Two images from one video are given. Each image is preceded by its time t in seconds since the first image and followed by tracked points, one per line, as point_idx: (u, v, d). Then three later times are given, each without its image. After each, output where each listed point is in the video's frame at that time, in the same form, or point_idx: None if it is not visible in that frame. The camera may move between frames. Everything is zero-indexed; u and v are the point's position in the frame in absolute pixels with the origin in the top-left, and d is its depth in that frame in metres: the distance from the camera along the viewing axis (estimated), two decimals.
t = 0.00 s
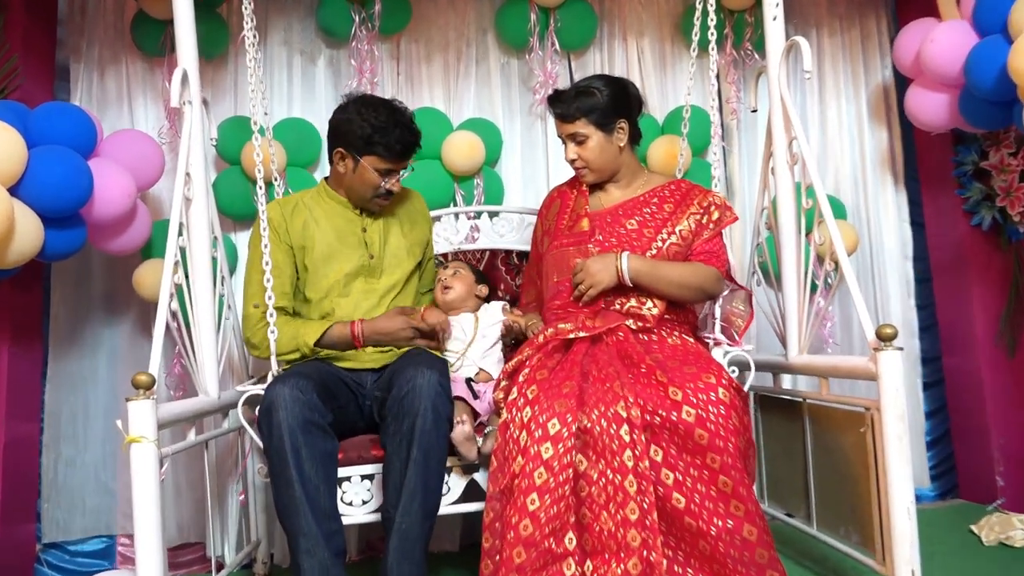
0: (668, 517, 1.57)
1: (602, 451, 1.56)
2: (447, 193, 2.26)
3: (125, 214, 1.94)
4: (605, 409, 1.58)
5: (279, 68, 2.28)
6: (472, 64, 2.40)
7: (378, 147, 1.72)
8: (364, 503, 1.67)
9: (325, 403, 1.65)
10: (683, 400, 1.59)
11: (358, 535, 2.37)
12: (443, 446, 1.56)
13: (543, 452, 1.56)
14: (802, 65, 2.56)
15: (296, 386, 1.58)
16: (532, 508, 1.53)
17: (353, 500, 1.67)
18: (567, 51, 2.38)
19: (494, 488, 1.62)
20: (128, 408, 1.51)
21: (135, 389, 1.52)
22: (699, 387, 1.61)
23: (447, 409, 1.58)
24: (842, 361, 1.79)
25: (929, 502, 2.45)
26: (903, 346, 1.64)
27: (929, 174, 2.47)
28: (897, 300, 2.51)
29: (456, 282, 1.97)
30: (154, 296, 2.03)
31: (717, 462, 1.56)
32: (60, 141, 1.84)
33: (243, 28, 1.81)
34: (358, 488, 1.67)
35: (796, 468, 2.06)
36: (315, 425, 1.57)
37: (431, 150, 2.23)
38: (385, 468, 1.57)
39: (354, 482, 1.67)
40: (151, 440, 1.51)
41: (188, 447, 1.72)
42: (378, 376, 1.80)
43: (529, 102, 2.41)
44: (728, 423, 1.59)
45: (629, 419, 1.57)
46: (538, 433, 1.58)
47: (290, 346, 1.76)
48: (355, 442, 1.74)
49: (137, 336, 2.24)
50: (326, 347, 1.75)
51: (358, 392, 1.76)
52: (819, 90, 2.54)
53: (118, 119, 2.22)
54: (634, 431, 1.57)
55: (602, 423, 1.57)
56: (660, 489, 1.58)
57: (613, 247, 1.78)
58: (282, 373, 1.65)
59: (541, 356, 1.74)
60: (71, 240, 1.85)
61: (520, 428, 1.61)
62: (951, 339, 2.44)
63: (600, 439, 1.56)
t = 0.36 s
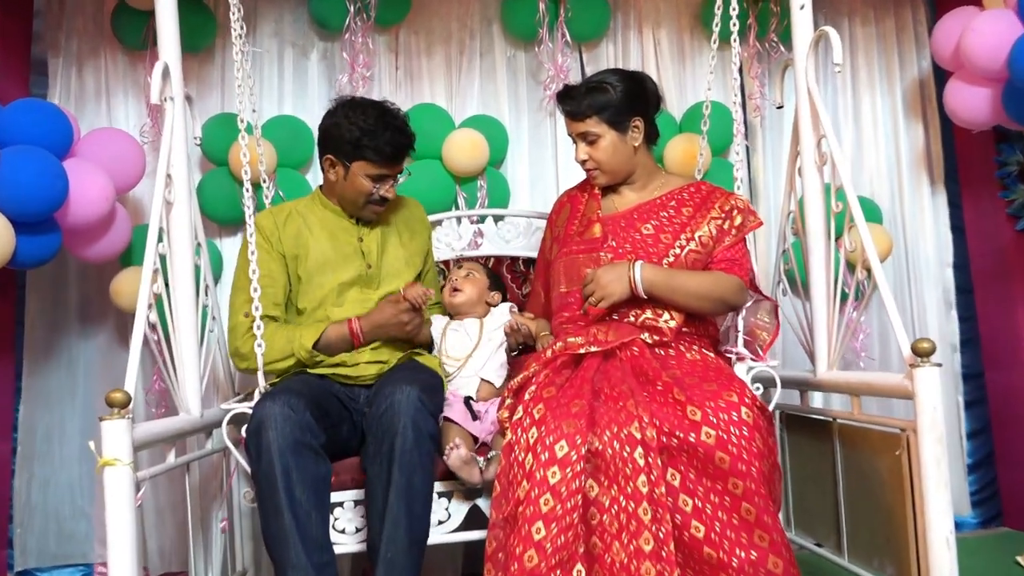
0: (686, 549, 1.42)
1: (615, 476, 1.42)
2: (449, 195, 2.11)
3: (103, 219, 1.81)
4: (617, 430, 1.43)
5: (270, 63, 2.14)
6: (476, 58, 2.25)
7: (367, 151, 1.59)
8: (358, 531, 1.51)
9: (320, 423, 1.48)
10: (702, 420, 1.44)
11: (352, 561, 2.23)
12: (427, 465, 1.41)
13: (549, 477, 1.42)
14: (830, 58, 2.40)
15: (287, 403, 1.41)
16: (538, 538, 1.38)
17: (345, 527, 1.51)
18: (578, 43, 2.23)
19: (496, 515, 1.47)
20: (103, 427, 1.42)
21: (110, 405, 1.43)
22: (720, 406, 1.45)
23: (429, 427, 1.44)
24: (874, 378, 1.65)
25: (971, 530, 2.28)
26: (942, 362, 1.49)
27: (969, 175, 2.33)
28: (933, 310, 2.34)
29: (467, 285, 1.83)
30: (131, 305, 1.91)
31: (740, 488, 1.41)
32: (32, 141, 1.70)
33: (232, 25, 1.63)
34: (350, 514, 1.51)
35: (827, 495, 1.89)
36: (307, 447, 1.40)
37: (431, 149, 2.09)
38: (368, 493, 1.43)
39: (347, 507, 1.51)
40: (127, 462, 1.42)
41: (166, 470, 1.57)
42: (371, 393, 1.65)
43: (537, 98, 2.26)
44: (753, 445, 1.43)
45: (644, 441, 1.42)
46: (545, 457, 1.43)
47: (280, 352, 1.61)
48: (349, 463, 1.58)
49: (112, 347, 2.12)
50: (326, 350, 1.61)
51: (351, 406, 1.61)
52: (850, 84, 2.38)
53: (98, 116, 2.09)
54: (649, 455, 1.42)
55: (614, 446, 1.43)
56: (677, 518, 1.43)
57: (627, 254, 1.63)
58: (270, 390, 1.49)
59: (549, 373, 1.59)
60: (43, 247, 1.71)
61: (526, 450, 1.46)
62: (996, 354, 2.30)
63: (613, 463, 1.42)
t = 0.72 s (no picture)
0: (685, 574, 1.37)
1: (614, 498, 1.36)
2: (445, 202, 2.03)
3: (87, 225, 1.75)
4: (617, 449, 1.37)
5: (263, 63, 2.09)
6: (475, 59, 2.19)
7: (345, 138, 1.56)
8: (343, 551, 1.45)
9: (303, 438, 1.43)
10: (705, 442, 1.37)
11: None
12: (406, 481, 1.35)
13: (545, 497, 1.35)
14: (840, 63, 2.33)
15: (268, 419, 1.35)
16: (531, 562, 1.32)
17: (329, 546, 1.45)
18: (581, 45, 2.17)
19: (488, 535, 1.40)
20: (80, 442, 1.37)
21: (87, 418, 1.36)
22: (725, 428, 1.38)
23: (407, 440, 1.38)
24: (881, 396, 1.59)
25: (983, 552, 2.21)
26: (953, 381, 1.43)
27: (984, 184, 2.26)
28: (945, 326, 2.28)
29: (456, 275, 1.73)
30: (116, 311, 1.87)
31: (742, 516, 1.34)
32: (14, 144, 1.64)
33: (220, 20, 1.60)
34: (335, 532, 1.45)
35: (832, 516, 1.83)
36: (290, 465, 1.34)
37: (428, 152, 2.03)
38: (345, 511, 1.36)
39: (331, 526, 1.44)
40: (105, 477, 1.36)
41: (146, 484, 1.52)
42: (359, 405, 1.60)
43: (538, 101, 2.20)
44: (758, 470, 1.36)
45: (645, 461, 1.37)
46: (540, 476, 1.36)
47: (284, 337, 1.51)
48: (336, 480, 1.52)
49: (95, 353, 2.08)
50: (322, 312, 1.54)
51: (339, 421, 1.56)
52: (861, 89, 2.31)
53: (85, 117, 2.04)
54: (650, 477, 1.37)
55: (613, 465, 1.36)
56: (676, 543, 1.38)
57: (629, 259, 1.57)
58: (250, 404, 1.42)
59: (547, 387, 1.51)
60: (25, 254, 1.66)
61: (521, 467, 1.39)
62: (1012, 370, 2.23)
63: (611, 483, 1.36)
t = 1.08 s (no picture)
0: None
1: (614, 510, 1.34)
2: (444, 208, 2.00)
3: (81, 233, 1.73)
4: (616, 460, 1.35)
5: (258, 68, 2.07)
6: (473, 63, 2.17)
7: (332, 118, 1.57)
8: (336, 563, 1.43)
9: (293, 451, 1.43)
10: (707, 455, 1.34)
11: None
12: (400, 495, 1.33)
13: (543, 511, 1.32)
14: (842, 64, 2.30)
15: (253, 435, 1.36)
16: None
17: (322, 558, 1.43)
18: (580, 48, 2.15)
19: (484, 548, 1.38)
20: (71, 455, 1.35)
21: (79, 431, 1.35)
22: (727, 440, 1.35)
23: (402, 453, 1.35)
24: (885, 403, 1.57)
25: (993, 559, 2.17)
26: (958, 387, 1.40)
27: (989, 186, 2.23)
28: (950, 330, 2.23)
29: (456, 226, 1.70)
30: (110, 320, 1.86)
31: (745, 531, 1.31)
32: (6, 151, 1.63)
33: (212, 23, 1.64)
34: (327, 544, 1.44)
35: (839, 526, 1.80)
36: (276, 480, 1.35)
37: (426, 156, 2.01)
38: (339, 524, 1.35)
39: (323, 538, 1.43)
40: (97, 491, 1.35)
41: (139, 497, 1.51)
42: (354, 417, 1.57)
43: (537, 106, 2.18)
44: (762, 485, 1.33)
45: (645, 473, 1.34)
46: (538, 488, 1.34)
47: (291, 294, 1.45)
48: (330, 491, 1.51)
49: (89, 362, 2.07)
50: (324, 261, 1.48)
51: (334, 434, 1.54)
52: (864, 91, 2.28)
53: (79, 125, 2.03)
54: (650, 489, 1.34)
55: (612, 477, 1.34)
56: (678, 557, 1.36)
57: (629, 263, 1.54)
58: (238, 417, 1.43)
59: (546, 395, 1.48)
60: (17, 262, 1.64)
61: (519, 479, 1.37)
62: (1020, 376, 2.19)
63: (611, 496, 1.34)
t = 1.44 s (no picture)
0: None
1: (614, 520, 1.30)
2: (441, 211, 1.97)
3: (73, 241, 1.71)
4: (615, 469, 1.31)
5: (252, 73, 2.05)
6: (470, 66, 2.15)
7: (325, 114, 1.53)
8: None
9: (282, 464, 1.41)
10: (708, 461, 1.31)
11: None
12: (403, 512, 1.29)
13: (542, 522, 1.29)
14: (845, 61, 2.27)
15: (242, 448, 1.34)
16: None
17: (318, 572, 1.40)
18: (578, 49, 2.12)
19: (484, 560, 1.35)
20: (61, 468, 1.32)
21: (69, 444, 1.32)
22: (729, 445, 1.32)
23: (405, 467, 1.32)
24: (893, 407, 1.53)
25: (1008, 565, 2.13)
26: (968, 390, 1.37)
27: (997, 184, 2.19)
28: (961, 329, 2.20)
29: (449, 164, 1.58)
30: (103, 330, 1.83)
31: (749, 539, 1.28)
32: None
33: (203, 27, 1.61)
34: (324, 558, 1.40)
35: (848, 532, 1.76)
36: (266, 494, 1.33)
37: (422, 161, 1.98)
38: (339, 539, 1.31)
39: (320, 552, 1.40)
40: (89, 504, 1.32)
41: (133, 510, 1.48)
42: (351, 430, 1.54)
43: (536, 108, 2.15)
44: (765, 491, 1.30)
45: (645, 480, 1.31)
46: (537, 498, 1.31)
47: (296, 246, 1.40)
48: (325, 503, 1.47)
49: (84, 373, 2.05)
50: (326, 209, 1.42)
51: (328, 445, 1.51)
52: (867, 88, 2.24)
53: (71, 133, 2.01)
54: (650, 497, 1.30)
55: (612, 486, 1.30)
56: (682, 567, 1.32)
57: (627, 267, 1.51)
58: (231, 430, 1.42)
59: (542, 404, 1.45)
60: (9, 271, 1.61)
61: (516, 489, 1.34)
62: None
63: (610, 505, 1.30)
